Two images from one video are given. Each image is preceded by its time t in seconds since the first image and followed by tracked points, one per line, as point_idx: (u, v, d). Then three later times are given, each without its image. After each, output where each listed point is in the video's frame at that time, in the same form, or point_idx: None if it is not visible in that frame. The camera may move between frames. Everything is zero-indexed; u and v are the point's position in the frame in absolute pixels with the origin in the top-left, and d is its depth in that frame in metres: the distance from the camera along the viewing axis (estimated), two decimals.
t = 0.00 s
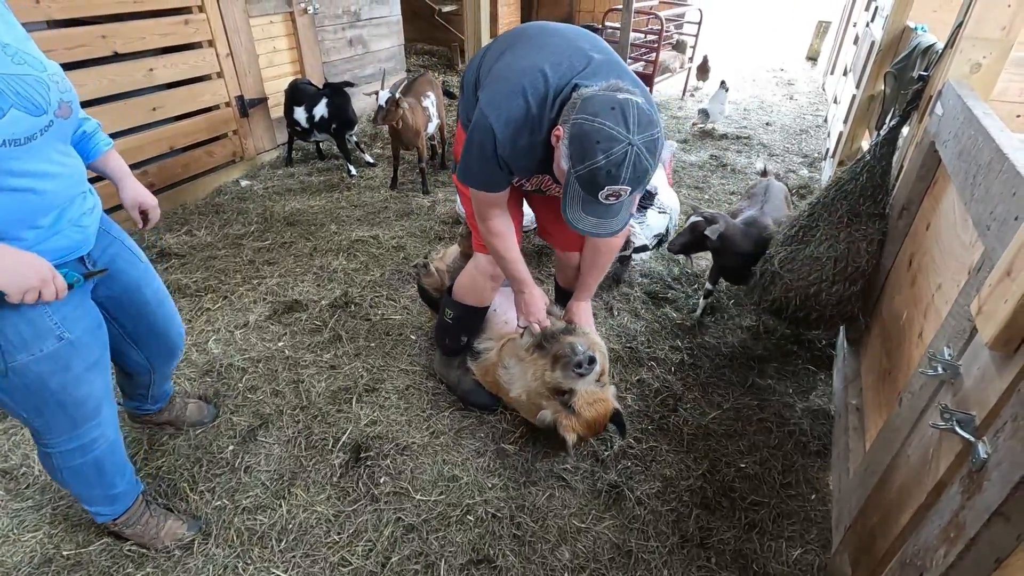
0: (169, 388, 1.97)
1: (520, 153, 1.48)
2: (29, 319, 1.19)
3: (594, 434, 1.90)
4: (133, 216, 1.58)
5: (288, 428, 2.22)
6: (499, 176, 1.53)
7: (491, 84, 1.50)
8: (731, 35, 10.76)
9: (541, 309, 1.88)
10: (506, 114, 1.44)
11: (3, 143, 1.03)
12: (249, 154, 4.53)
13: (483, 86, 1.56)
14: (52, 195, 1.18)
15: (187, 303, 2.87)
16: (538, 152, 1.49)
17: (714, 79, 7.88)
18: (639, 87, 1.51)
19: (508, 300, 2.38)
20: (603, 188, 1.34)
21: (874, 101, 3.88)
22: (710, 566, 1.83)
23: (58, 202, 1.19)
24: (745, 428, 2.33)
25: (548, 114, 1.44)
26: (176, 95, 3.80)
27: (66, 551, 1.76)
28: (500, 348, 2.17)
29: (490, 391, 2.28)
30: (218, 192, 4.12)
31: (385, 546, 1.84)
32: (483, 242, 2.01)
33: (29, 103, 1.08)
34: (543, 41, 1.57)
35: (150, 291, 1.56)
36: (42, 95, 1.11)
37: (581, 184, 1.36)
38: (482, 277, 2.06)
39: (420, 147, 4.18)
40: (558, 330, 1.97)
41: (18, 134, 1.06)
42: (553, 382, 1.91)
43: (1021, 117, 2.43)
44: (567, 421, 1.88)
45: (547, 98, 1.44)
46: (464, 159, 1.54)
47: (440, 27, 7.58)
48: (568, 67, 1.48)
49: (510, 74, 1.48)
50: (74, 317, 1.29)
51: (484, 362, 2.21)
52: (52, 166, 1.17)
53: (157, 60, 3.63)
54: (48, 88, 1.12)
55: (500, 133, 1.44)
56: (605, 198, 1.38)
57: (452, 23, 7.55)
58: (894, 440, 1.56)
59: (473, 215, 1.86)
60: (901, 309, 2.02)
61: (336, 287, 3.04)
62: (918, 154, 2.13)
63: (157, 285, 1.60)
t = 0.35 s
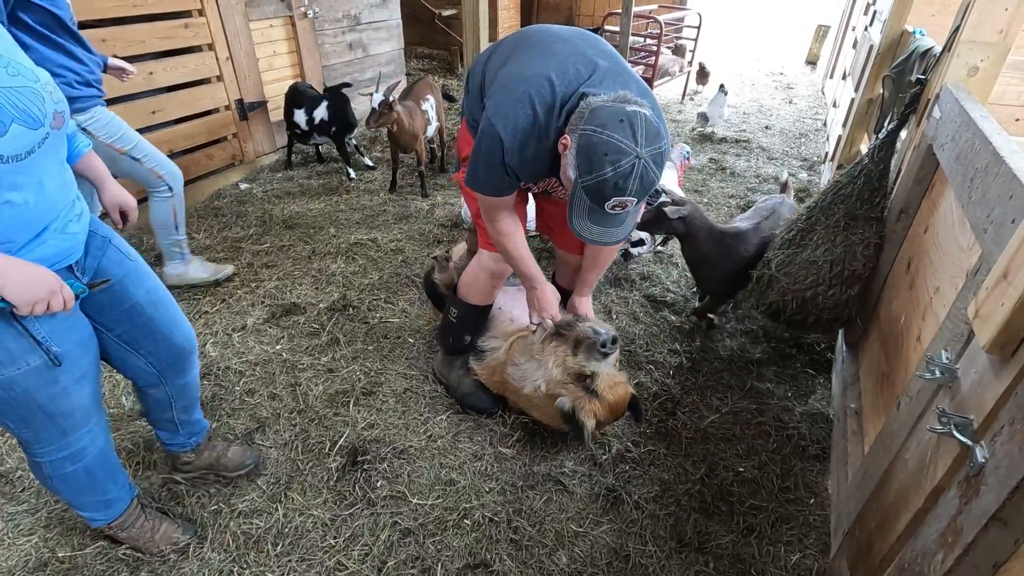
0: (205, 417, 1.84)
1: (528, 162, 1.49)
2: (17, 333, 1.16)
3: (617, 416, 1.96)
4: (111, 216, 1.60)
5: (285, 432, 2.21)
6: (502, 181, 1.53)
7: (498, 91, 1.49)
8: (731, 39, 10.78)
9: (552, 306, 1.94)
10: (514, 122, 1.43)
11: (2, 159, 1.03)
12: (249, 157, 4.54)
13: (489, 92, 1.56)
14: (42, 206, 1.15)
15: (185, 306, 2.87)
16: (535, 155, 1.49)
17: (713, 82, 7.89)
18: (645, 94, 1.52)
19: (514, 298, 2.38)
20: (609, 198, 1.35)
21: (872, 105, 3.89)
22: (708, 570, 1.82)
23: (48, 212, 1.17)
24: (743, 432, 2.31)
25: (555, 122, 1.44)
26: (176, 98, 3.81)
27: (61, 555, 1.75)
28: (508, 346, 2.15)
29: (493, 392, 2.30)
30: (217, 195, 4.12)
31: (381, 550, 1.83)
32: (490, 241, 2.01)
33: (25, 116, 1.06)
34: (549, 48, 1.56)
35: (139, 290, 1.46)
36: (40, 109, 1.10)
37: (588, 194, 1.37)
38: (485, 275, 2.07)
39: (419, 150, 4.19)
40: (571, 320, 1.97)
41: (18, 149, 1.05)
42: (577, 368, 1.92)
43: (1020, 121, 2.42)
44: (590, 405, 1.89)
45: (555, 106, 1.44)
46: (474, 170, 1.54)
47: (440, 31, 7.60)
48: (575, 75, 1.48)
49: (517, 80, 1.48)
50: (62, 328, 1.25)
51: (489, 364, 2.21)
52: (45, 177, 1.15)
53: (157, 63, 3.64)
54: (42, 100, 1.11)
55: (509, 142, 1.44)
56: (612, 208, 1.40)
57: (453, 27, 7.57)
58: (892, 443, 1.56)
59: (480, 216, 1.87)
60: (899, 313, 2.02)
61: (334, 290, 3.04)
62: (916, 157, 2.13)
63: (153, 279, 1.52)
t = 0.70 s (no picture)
0: (225, 429, 1.86)
1: (529, 159, 1.49)
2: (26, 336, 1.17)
3: (626, 416, 1.96)
4: (139, 229, 1.61)
5: (285, 433, 2.20)
6: (504, 178, 1.53)
7: (500, 87, 1.51)
8: (731, 41, 10.79)
9: (553, 314, 1.87)
10: (515, 117, 1.44)
11: (40, 160, 1.06)
12: (250, 159, 4.55)
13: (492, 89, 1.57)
14: (69, 211, 1.17)
15: (185, 307, 2.87)
16: (535, 155, 1.49)
17: (714, 85, 7.90)
18: (647, 94, 1.52)
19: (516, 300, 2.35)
20: (606, 195, 1.34)
21: (872, 107, 3.89)
22: (707, 573, 1.82)
23: (76, 217, 1.19)
24: (743, 434, 2.31)
25: (556, 118, 1.44)
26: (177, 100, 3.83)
27: (61, 556, 1.75)
28: (513, 350, 2.15)
29: (495, 393, 2.30)
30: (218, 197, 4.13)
31: (380, 551, 1.83)
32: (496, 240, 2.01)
33: (65, 122, 1.11)
34: (553, 46, 1.57)
35: (152, 298, 1.46)
36: (78, 117, 1.15)
37: (585, 190, 1.36)
38: (490, 275, 2.07)
39: (419, 152, 4.19)
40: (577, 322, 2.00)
41: (56, 152, 1.09)
42: (588, 369, 1.92)
43: (1020, 123, 2.42)
44: (600, 407, 1.89)
45: (555, 101, 1.44)
46: (476, 165, 1.55)
47: (440, 33, 7.61)
48: (577, 72, 1.48)
49: (519, 77, 1.49)
50: (73, 334, 1.26)
51: (492, 365, 2.21)
52: (77, 183, 1.18)
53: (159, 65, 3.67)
54: (82, 109, 1.17)
55: (509, 137, 1.45)
56: (608, 206, 1.38)
57: (453, 29, 7.59)
58: (892, 446, 1.55)
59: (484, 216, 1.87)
60: (899, 316, 2.02)
61: (334, 292, 3.04)
62: (916, 159, 2.14)
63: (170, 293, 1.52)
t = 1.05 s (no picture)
0: (231, 431, 1.86)
1: (520, 157, 1.49)
2: (73, 324, 1.18)
3: (624, 417, 1.95)
4: (187, 223, 1.61)
5: (285, 432, 2.21)
6: (496, 177, 1.53)
7: (492, 86, 1.52)
8: (733, 42, 10.78)
9: (550, 315, 1.86)
10: (504, 116, 1.45)
11: (93, 144, 1.06)
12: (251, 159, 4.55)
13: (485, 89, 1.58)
14: (119, 198, 1.18)
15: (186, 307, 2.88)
16: (528, 152, 1.49)
17: (715, 85, 7.90)
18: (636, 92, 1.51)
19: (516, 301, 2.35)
20: (584, 193, 1.34)
21: (872, 108, 3.90)
22: (707, 572, 1.82)
23: (125, 206, 1.20)
24: (743, 434, 2.31)
25: (544, 116, 1.44)
26: (178, 101, 3.85)
27: (62, 554, 1.76)
28: (512, 350, 2.16)
29: (494, 393, 2.30)
30: (219, 197, 4.14)
31: (380, 551, 1.83)
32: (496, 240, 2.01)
33: (120, 111, 1.12)
34: (546, 45, 1.58)
35: (189, 294, 1.48)
36: (132, 106, 1.15)
37: (565, 187, 1.36)
38: (489, 274, 2.08)
39: (419, 152, 4.19)
40: (573, 325, 2.00)
41: (109, 138, 1.09)
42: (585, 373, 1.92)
43: (1020, 124, 2.42)
44: (600, 409, 1.90)
45: (544, 99, 1.44)
46: (470, 164, 1.55)
47: (441, 34, 7.62)
48: (566, 69, 1.48)
49: (510, 76, 1.50)
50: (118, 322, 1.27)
51: (492, 366, 2.21)
52: (130, 173, 1.20)
53: (160, 65, 3.68)
54: (136, 100, 1.17)
55: (498, 134, 1.45)
56: (588, 204, 1.38)
57: (454, 30, 7.60)
58: (892, 446, 1.55)
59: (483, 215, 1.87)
60: (900, 316, 2.01)
61: (334, 291, 3.04)
62: (916, 160, 2.14)
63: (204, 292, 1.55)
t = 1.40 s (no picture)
0: (232, 429, 1.87)
1: (506, 147, 1.58)
2: (110, 301, 1.15)
3: (617, 421, 1.97)
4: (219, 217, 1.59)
5: (285, 430, 2.21)
6: (488, 170, 1.63)
7: (486, 78, 1.59)
8: (735, 40, 10.75)
9: (553, 313, 1.87)
10: (492, 108, 1.53)
11: (129, 125, 1.03)
12: (252, 157, 4.55)
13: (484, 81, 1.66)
14: (155, 181, 1.16)
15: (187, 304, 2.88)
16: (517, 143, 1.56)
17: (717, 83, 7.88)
18: (623, 88, 1.45)
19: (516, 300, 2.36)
20: (534, 183, 1.33)
21: (875, 106, 3.89)
22: (706, 571, 1.82)
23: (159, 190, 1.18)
24: (743, 432, 2.31)
25: (526, 107, 1.49)
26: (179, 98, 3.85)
27: (63, 550, 1.76)
28: (511, 347, 2.16)
29: (493, 391, 2.30)
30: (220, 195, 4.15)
31: (379, 548, 1.83)
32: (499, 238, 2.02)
33: (157, 96, 1.09)
34: (542, 36, 1.59)
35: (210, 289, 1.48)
36: (170, 92, 1.13)
37: (520, 175, 1.36)
38: (491, 271, 2.08)
39: (420, 150, 4.19)
40: (571, 324, 2.00)
41: (147, 121, 1.07)
42: (576, 378, 1.94)
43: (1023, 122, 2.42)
44: (591, 414, 1.91)
45: (529, 91, 1.49)
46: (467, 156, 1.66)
47: (443, 32, 7.61)
48: (553, 62, 1.50)
49: (501, 68, 1.55)
50: (152, 301, 1.24)
51: (492, 364, 2.21)
52: (166, 159, 1.17)
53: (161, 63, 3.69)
54: (173, 87, 1.15)
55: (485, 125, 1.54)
56: (540, 194, 1.34)
57: (455, 28, 7.60)
58: (891, 445, 1.55)
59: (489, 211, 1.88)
60: (901, 314, 2.01)
61: (335, 289, 3.05)
62: (917, 158, 2.13)
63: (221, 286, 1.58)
